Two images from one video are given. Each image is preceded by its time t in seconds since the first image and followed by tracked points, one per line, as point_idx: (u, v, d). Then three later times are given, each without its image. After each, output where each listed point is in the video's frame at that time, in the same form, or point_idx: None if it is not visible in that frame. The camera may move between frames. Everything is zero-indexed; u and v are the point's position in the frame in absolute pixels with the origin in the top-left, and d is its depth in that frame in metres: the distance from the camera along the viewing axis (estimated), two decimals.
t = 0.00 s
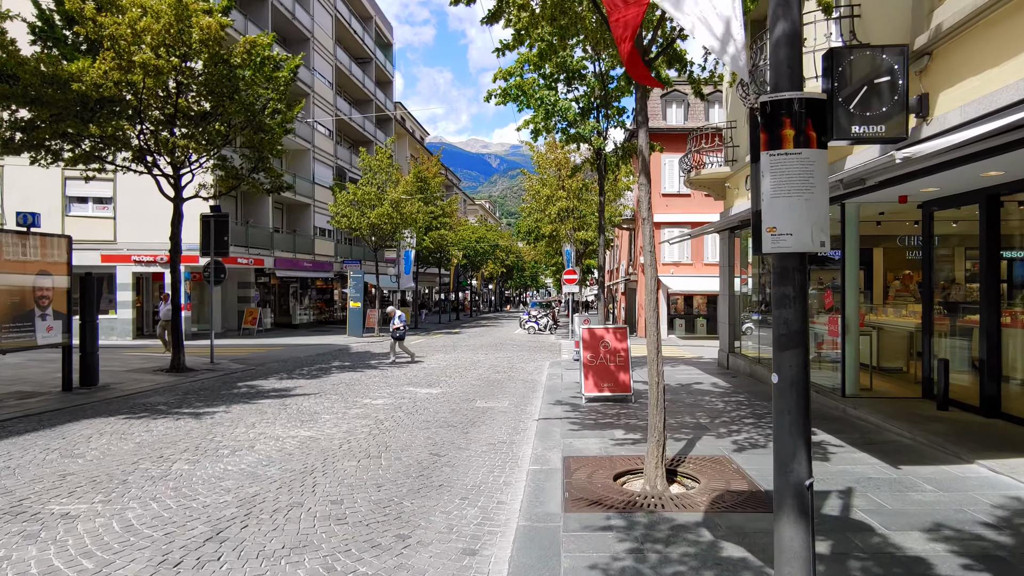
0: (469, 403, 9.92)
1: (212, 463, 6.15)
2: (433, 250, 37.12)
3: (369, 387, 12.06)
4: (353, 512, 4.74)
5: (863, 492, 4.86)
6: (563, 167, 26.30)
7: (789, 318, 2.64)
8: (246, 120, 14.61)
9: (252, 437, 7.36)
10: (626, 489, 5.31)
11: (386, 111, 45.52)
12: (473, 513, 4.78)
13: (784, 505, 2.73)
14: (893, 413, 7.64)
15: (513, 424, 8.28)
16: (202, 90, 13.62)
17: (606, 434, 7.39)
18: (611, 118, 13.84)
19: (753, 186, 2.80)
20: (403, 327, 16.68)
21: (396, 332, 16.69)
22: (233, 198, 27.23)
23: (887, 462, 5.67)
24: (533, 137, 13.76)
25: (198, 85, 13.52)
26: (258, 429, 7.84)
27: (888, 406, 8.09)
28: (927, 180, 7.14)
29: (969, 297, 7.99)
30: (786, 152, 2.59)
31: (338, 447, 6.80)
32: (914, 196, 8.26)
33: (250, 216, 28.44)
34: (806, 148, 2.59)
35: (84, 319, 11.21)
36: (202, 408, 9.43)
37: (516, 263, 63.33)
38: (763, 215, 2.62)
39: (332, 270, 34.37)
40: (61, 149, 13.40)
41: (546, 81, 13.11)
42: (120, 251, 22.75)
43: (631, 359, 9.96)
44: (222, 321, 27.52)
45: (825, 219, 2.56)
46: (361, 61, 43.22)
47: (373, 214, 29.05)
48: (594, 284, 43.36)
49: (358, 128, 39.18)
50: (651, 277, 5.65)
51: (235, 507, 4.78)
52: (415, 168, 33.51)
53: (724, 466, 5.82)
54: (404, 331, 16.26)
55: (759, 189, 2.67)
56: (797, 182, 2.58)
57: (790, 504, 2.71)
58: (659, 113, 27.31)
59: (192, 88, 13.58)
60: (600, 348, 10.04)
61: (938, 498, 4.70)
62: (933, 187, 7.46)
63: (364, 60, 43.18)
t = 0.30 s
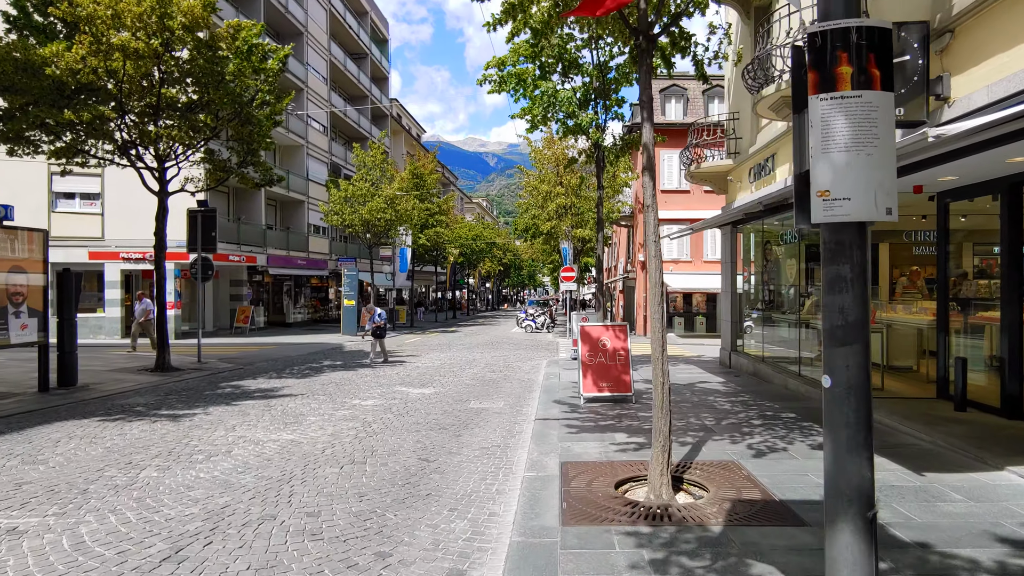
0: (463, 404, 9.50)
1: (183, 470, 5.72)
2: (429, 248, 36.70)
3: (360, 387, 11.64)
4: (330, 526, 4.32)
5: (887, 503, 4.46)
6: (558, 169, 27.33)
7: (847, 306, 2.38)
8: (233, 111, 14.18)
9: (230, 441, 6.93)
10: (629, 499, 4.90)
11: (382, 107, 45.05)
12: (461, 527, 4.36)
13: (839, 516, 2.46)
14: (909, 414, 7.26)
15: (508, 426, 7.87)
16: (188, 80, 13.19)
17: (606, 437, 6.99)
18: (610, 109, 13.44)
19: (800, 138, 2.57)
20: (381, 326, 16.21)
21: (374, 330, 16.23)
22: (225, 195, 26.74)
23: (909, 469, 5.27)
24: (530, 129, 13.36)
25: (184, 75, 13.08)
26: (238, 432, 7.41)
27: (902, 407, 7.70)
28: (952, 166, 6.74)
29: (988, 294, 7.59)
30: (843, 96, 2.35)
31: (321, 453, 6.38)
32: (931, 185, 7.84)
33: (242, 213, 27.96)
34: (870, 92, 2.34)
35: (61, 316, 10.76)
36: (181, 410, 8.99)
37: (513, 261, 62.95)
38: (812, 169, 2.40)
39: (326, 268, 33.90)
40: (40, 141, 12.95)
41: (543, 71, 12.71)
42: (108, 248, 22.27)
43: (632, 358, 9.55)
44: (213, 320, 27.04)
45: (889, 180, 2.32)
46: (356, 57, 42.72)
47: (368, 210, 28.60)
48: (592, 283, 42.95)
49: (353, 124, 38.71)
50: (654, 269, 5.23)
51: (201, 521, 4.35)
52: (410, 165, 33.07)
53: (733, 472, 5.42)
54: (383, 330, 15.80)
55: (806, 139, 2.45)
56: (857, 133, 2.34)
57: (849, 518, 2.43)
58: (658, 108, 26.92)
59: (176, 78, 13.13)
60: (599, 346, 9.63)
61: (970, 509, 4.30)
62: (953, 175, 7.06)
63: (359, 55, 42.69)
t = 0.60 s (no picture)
0: (455, 410, 9.11)
1: (152, 486, 5.33)
2: (426, 248, 36.32)
3: (350, 391, 11.24)
4: (303, 552, 3.94)
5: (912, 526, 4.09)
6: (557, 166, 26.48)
7: (925, 324, 2.22)
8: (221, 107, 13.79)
9: (207, 452, 6.53)
10: (630, 519, 4.52)
11: (379, 106, 44.62)
12: (446, 553, 3.97)
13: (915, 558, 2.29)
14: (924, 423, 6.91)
15: (502, 435, 7.48)
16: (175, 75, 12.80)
17: (606, 447, 6.61)
18: (610, 105, 13.05)
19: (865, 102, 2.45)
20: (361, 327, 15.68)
21: (353, 332, 15.66)
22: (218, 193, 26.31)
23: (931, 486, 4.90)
24: (527, 124, 12.97)
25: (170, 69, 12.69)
26: (217, 442, 7.02)
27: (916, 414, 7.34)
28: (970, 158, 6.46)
29: (1008, 296, 7.21)
30: (924, 47, 2.22)
31: (302, 465, 5.99)
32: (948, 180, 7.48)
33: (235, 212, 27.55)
34: (958, 39, 2.20)
35: (40, 319, 10.37)
36: (161, 416, 8.59)
37: (511, 260, 62.57)
38: (882, 143, 2.27)
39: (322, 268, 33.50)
40: (21, 138, 12.55)
41: (540, 64, 12.35)
42: (98, 248, 21.85)
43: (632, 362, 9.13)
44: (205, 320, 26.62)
45: (978, 149, 2.19)
46: (352, 54, 42.30)
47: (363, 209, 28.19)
48: (590, 283, 42.58)
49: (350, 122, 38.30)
50: (656, 270, 4.83)
51: (161, 546, 3.96)
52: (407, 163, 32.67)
53: (742, 488, 5.04)
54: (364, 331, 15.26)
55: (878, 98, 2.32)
56: (940, 93, 2.20)
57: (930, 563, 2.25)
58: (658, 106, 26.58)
59: (162, 72, 12.72)
60: (599, 350, 9.21)
61: (1003, 533, 3.94)
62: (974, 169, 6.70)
63: (355, 53, 42.26)
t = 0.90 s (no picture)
0: (445, 412, 8.66)
1: (107, 497, 4.88)
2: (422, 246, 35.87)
3: (337, 392, 10.77)
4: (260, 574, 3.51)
5: (941, 545, 3.69)
6: (554, 163, 26.58)
7: None
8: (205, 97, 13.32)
9: (175, 457, 6.10)
10: (627, 535, 4.09)
11: (374, 102, 44.11)
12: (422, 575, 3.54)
13: None
14: (942, 426, 6.48)
15: (492, 438, 7.05)
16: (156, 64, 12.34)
17: (602, 451, 6.16)
18: (608, 95, 12.57)
19: None
20: (336, 325, 14.98)
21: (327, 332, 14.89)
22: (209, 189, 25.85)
23: (956, 497, 4.51)
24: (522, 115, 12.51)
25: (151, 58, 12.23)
26: (187, 447, 6.56)
27: (931, 417, 6.94)
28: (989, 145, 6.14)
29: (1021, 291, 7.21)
30: None
31: (274, 473, 5.56)
32: (964, 170, 7.15)
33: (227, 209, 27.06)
34: None
35: (11, 316, 9.90)
36: (134, 419, 8.14)
37: (508, 260, 62.14)
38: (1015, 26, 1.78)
39: (316, 266, 33.03)
40: None
41: (536, 52, 11.90)
42: (85, 245, 21.38)
43: (630, 361, 8.71)
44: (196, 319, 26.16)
45: None
46: (347, 50, 41.79)
47: (357, 206, 27.73)
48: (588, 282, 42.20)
49: (345, 119, 37.82)
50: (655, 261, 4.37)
51: (101, 569, 3.53)
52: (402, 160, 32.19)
53: (749, 499, 4.63)
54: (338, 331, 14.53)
55: None
56: None
57: None
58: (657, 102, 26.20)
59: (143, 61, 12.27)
60: (595, 348, 8.80)
61: None
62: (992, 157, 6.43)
63: (350, 49, 41.74)
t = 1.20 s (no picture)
0: (436, 422, 8.21)
1: (59, 523, 4.44)
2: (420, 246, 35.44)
3: (325, 399, 10.33)
4: None
5: None
6: (552, 162, 26.21)
7: None
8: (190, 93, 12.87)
9: (143, 476, 5.67)
10: (631, 570, 3.67)
11: (371, 102, 43.66)
12: None
13: None
14: (966, 438, 6.07)
15: (484, 453, 6.62)
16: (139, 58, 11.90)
17: (603, 467, 5.73)
18: (606, 90, 12.13)
19: None
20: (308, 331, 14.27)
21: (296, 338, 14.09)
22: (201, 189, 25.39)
23: (993, 524, 4.11)
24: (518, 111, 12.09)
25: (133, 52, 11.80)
26: (158, 463, 6.11)
27: (951, 429, 6.54)
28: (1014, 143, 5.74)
29: None
30: None
31: (247, 494, 5.13)
32: (986, 166, 6.77)
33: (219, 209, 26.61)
34: None
35: None
36: (107, 430, 7.69)
37: (506, 261, 61.83)
38: None
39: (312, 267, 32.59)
40: None
41: (532, 46, 11.48)
42: (73, 246, 20.94)
43: (632, 368, 8.23)
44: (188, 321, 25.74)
45: None
46: (344, 49, 41.37)
47: (353, 207, 27.30)
48: (587, 283, 41.81)
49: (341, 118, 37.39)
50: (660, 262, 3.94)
51: None
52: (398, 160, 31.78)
53: (764, 526, 4.21)
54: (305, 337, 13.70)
55: None
56: None
57: None
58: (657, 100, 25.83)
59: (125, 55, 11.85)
60: (594, 355, 8.30)
61: None
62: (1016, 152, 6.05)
63: (347, 48, 41.30)
